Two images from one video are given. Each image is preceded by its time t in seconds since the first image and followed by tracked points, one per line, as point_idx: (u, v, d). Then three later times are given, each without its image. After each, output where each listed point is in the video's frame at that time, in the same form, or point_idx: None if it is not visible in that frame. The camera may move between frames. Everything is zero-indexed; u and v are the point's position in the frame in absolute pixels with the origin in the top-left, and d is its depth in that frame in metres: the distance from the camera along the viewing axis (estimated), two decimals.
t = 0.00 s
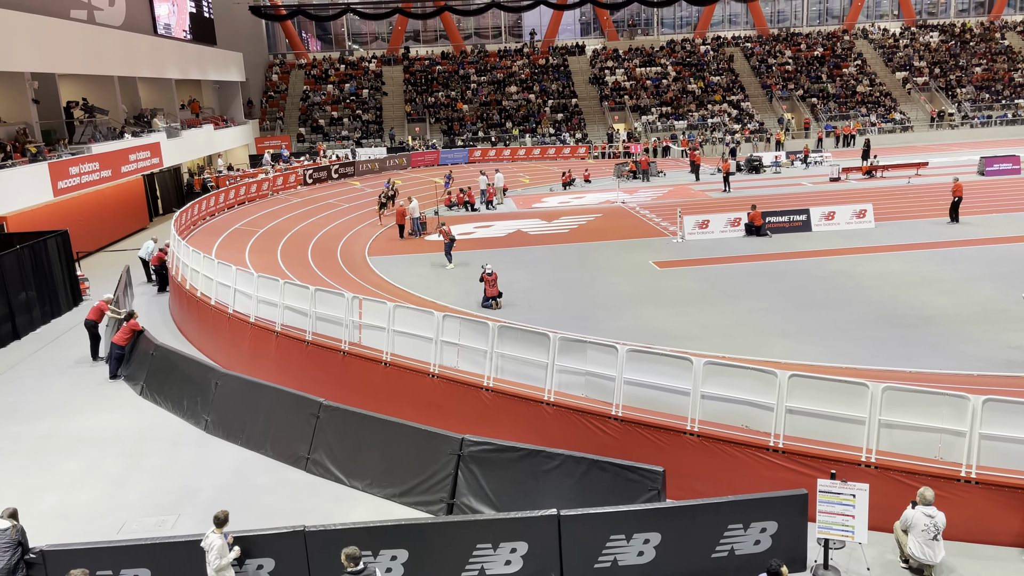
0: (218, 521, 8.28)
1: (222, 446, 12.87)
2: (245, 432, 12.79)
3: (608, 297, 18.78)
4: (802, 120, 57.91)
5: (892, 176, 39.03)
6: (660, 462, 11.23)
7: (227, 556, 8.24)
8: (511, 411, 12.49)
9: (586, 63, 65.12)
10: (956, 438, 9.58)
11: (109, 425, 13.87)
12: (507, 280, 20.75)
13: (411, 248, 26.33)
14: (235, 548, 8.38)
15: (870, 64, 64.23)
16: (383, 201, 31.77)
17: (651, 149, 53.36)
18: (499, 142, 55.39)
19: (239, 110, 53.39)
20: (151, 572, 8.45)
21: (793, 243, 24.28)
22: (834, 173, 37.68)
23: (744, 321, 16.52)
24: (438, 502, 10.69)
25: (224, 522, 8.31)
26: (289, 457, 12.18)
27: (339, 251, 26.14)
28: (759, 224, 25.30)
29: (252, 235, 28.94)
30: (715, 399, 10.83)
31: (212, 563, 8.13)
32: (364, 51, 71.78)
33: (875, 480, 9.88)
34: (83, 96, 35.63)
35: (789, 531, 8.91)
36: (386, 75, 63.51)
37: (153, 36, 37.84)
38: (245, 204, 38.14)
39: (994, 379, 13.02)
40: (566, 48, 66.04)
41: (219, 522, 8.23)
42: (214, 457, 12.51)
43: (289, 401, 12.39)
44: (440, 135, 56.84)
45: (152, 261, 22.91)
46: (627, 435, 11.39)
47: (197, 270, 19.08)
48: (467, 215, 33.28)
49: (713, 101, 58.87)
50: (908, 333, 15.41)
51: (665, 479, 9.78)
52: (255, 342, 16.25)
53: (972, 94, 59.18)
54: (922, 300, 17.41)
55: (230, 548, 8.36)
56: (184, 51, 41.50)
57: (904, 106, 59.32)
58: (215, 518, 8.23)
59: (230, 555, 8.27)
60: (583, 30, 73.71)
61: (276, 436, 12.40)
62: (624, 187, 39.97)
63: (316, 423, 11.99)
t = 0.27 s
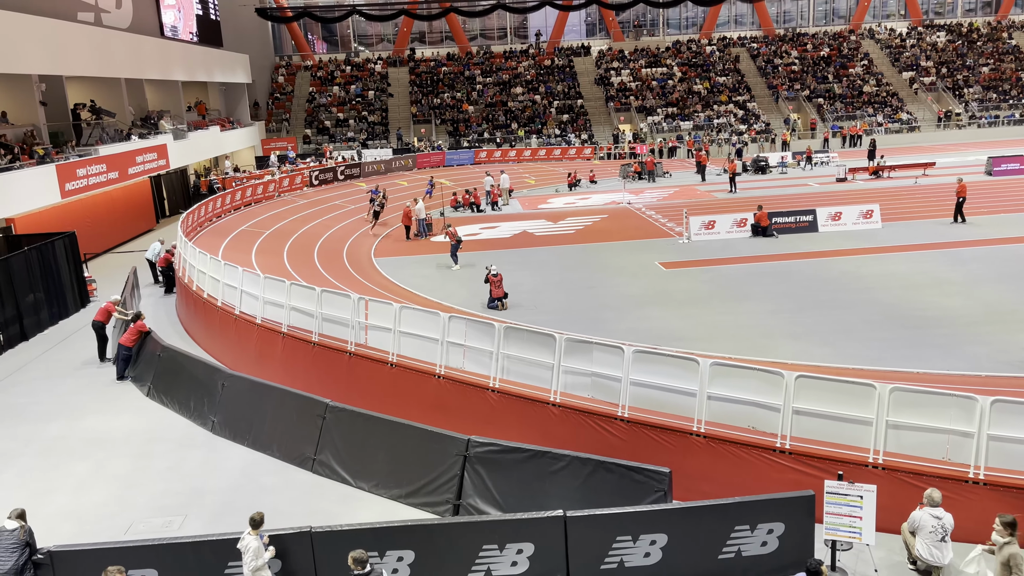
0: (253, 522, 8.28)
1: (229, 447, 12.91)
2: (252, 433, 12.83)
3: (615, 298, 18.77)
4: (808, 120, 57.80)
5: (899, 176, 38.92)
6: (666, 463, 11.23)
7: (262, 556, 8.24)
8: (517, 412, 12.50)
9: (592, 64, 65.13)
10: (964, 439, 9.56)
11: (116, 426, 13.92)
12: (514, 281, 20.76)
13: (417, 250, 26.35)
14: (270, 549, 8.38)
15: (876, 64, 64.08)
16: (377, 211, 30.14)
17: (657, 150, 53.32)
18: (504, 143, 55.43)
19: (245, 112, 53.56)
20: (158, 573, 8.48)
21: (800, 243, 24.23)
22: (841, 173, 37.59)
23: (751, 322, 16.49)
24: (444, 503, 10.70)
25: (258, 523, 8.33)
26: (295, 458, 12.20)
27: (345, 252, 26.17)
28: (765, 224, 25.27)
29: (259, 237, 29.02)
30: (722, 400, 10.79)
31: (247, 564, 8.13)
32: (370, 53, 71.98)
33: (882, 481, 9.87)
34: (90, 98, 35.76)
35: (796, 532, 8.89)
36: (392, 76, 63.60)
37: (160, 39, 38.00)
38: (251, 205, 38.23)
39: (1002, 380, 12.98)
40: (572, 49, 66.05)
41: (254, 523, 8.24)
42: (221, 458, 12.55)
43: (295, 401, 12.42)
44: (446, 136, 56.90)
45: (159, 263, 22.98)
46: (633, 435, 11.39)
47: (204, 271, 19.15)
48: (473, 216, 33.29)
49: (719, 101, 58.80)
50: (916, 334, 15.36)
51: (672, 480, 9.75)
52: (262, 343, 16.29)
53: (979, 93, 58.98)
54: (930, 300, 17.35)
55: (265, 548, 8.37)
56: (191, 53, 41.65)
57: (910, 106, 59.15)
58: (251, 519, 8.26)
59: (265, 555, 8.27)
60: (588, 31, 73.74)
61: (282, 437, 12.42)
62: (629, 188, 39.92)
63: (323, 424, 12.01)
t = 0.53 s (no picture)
0: (284, 516, 8.38)
1: (231, 446, 12.92)
2: (255, 432, 12.84)
3: (618, 298, 18.77)
4: (811, 119, 57.75)
5: (902, 175, 38.88)
6: (669, 463, 11.23)
7: (292, 551, 8.31)
8: (519, 412, 12.49)
9: (594, 63, 65.10)
10: (967, 439, 9.55)
11: (119, 425, 13.92)
12: (517, 281, 20.77)
13: (419, 249, 26.36)
14: (297, 545, 8.44)
15: (879, 63, 64.01)
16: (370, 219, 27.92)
17: (659, 150, 53.29)
18: (506, 143, 55.42)
19: (247, 111, 53.56)
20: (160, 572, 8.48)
21: (803, 243, 24.22)
22: (844, 173, 37.56)
23: (754, 322, 16.49)
24: (446, 502, 10.70)
25: (288, 517, 8.42)
26: (298, 457, 12.22)
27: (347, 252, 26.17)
28: (768, 224, 25.25)
29: (261, 236, 29.03)
30: (725, 400, 10.79)
31: (277, 558, 8.20)
32: (372, 52, 72.03)
33: (885, 481, 9.87)
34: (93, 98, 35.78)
35: (798, 532, 8.90)
36: (395, 75, 63.61)
37: (163, 38, 38.02)
38: (253, 204, 38.24)
39: (1006, 380, 12.97)
40: (574, 48, 66.03)
41: (285, 518, 8.34)
42: (223, 457, 12.56)
43: (298, 400, 12.43)
44: (448, 136, 56.90)
45: (161, 262, 22.99)
46: (636, 435, 11.38)
47: (206, 270, 19.16)
48: (475, 216, 33.29)
49: (721, 101, 58.76)
50: (919, 333, 15.36)
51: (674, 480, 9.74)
52: (264, 342, 16.29)
53: (982, 93, 58.93)
54: (932, 300, 17.34)
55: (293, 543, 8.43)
56: (194, 52, 41.67)
57: (913, 105, 59.10)
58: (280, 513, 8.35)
59: (294, 550, 8.33)
60: (590, 30, 73.71)
61: (284, 436, 12.43)
62: (631, 188, 39.93)
63: (325, 424, 12.02)
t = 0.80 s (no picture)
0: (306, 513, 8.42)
1: (229, 443, 12.92)
2: (252, 429, 12.83)
3: (616, 296, 18.78)
4: (808, 118, 57.84)
5: (899, 175, 38.94)
6: (666, 462, 11.23)
7: (316, 547, 8.35)
8: (517, 410, 12.50)
9: (592, 62, 65.11)
10: (965, 439, 9.55)
11: (117, 422, 13.91)
12: (515, 279, 20.77)
13: (417, 247, 26.34)
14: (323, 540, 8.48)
15: (877, 63, 64.08)
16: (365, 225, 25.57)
17: (657, 148, 53.33)
18: (504, 141, 55.42)
19: (245, 108, 53.50)
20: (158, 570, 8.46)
21: (801, 242, 24.25)
22: (841, 173, 37.62)
23: (753, 321, 16.52)
24: (444, 500, 10.71)
25: (310, 514, 8.45)
26: (295, 455, 12.21)
27: (344, 250, 26.13)
28: (766, 223, 25.28)
29: (259, 233, 29.00)
30: (722, 399, 10.80)
31: (302, 554, 8.27)
32: (370, 50, 71.95)
33: (882, 480, 9.87)
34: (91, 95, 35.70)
35: (795, 530, 8.91)
36: (393, 73, 63.54)
37: (161, 35, 37.93)
38: (251, 202, 38.21)
39: (1004, 380, 13.00)
40: (572, 47, 66.02)
41: (305, 515, 8.34)
42: (221, 454, 12.56)
43: (294, 398, 12.42)
44: (446, 134, 56.89)
45: (159, 259, 22.96)
46: (634, 434, 11.39)
47: (204, 268, 19.13)
48: (473, 214, 33.29)
49: (719, 100, 58.81)
50: (918, 333, 15.39)
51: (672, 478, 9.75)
52: (262, 339, 16.28)
53: (979, 93, 58.99)
54: (930, 300, 17.37)
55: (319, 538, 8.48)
56: (192, 49, 41.57)
57: (911, 105, 59.21)
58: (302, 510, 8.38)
59: (319, 546, 8.36)
60: (589, 29, 73.69)
61: (282, 433, 12.43)
62: (629, 186, 39.95)
63: (323, 421, 12.01)
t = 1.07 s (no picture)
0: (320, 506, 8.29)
1: (221, 441, 12.88)
2: (244, 427, 12.80)
3: (610, 295, 18.80)
4: (801, 118, 58.03)
5: (891, 175, 39.08)
6: (659, 460, 11.26)
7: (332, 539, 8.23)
8: (510, 408, 12.50)
9: (586, 61, 65.12)
10: (956, 438, 9.61)
11: (109, 420, 13.86)
12: (509, 278, 20.76)
13: (411, 245, 26.29)
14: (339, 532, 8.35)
15: (870, 63, 64.29)
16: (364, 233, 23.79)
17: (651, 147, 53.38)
18: (498, 139, 55.39)
19: (238, 105, 53.32)
20: (149, 569, 8.43)
21: (794, 241, 24.32)
22: (834, 172, 37.73)
23: (746, 320, 16.56)
24: (436, 498, 10.71)
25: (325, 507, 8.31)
26: (287, 453, 12.18)
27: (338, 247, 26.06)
28: (759, 222, 25.34)
29: (251, 230, 28.90)
30: (714, 397, 10.84)
31: (317, 547, 8.18)
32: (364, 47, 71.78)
33: (874, 479, 9.91)
34: (83, 90, 35.50)
35: (787, 529, 8.94)
36: (387, 71, 63.40)
37: (154, 31, 37.73)
38: (244, 199, 38.09)
39: (996, 379, 13.08)
40: (566, 45, 66.01)
41: (321, 509, 8.22)
42: (213, 452, 12.52)
43: (288, 396, 12.39)
44: (440, 131, 56.84)
45: (150, 257, 22.86)
46: (626, 433, 11.42)
47: (196, 265, 19.07)
48: (467, 212, 33.24)
49: (713, 99, 58.90)
50: (910, 333, 15.46)
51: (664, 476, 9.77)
52: (255, 337, 16.23)
53: (971, 93, 59.27)
54: (922, 300, 17.45)
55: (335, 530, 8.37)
56: (185, 45, 41.38)
57: (903, 105, 59.45)
58: (317, 504, 8.24)
59: (335, 537, 8.26)
60: (583, 27, 73.68)
61: (274, 431, 12.40)
62: (623, 185, 39.98)
63: (316, 419, 11.99)
